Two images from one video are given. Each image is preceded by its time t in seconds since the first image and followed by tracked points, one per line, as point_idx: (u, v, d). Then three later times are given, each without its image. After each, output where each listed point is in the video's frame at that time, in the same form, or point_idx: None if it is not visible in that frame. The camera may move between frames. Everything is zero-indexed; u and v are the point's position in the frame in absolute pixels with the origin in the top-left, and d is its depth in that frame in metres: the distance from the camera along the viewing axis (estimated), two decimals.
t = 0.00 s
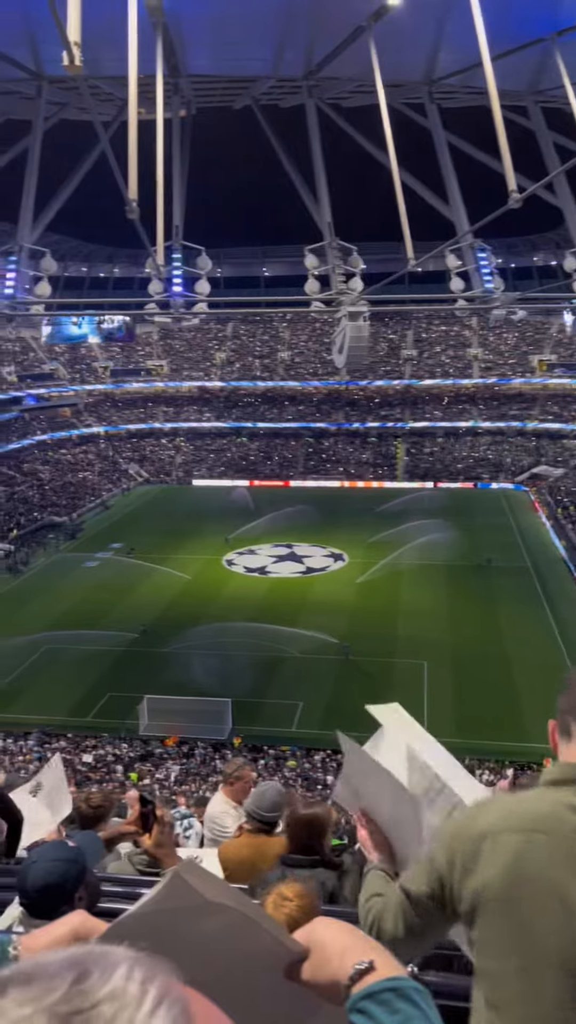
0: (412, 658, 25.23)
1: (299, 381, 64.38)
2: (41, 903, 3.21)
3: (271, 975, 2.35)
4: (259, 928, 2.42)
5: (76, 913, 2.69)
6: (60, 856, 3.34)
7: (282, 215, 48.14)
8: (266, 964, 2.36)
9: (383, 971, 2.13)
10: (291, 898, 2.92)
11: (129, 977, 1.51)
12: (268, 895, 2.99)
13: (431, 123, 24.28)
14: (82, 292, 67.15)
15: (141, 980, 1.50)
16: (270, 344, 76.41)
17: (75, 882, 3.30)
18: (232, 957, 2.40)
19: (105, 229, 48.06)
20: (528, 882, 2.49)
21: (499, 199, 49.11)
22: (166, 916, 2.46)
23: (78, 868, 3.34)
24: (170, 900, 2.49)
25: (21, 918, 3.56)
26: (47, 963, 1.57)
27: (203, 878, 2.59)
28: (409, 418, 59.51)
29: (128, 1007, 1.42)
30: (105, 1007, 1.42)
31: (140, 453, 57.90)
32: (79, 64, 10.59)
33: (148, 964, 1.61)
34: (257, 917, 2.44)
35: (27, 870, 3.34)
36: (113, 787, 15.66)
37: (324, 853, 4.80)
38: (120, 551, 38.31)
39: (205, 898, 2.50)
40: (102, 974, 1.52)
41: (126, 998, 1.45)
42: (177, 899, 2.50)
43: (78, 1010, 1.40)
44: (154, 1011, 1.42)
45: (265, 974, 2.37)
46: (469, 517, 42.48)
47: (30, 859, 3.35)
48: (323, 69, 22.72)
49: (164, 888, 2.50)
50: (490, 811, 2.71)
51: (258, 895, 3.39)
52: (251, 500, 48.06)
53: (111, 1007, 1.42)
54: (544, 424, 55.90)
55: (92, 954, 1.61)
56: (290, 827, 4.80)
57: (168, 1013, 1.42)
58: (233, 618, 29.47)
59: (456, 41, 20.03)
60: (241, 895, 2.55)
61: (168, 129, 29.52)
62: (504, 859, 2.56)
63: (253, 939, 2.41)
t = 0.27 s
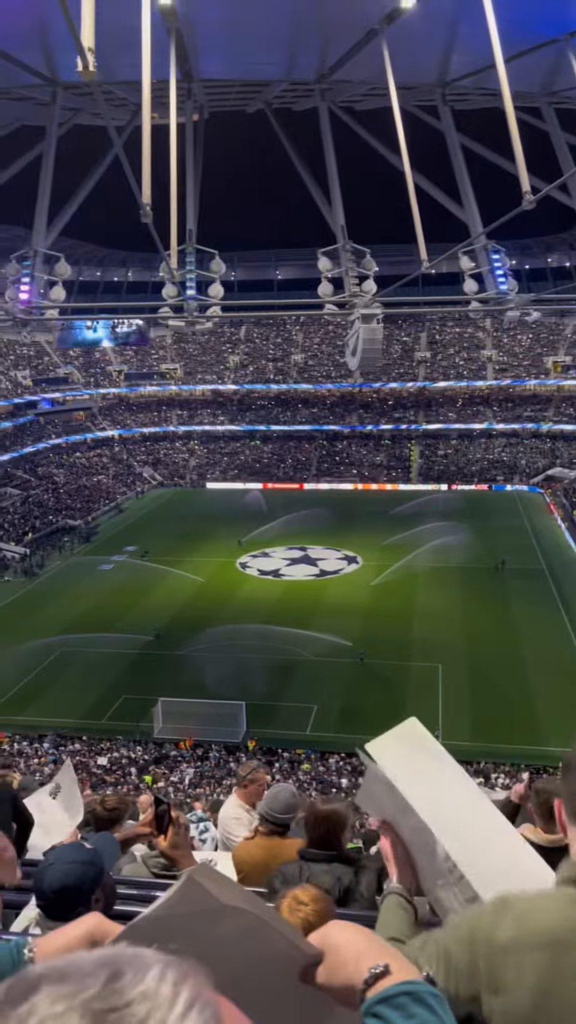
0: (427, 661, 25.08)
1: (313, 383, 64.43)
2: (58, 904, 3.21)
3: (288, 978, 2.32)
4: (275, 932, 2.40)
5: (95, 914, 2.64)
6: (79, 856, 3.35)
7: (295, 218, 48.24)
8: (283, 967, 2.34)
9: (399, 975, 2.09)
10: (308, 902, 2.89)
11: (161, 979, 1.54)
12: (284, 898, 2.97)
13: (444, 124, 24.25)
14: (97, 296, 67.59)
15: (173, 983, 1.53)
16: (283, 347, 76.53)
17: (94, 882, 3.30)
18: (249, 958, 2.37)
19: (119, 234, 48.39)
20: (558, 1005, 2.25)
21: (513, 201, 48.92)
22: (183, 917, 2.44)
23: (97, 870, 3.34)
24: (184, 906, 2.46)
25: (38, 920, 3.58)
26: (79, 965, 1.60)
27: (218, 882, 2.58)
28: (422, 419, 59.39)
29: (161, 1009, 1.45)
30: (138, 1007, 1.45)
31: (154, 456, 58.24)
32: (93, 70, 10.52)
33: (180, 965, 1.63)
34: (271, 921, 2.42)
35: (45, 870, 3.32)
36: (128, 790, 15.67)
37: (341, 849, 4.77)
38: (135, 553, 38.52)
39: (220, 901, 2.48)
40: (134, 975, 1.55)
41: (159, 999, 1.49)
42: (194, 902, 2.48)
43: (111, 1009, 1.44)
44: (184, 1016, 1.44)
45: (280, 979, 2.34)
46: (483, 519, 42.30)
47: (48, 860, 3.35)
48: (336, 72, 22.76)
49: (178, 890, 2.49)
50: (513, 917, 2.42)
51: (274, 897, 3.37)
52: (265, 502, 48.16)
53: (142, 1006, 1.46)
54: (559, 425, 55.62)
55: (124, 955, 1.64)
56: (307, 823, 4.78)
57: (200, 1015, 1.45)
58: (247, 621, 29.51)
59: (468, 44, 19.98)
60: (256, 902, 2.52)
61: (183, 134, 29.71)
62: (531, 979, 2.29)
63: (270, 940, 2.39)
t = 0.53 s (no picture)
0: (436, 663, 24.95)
1: (321, 386, 64.43)
2: (69, 908, 3.20)
3: (299, 981, 2.30)
4: (286, 934, 2.40)
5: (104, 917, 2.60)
6: (91, 860, 3.35)
7: (303, 221, 48.29)
8: (294, 969, 2.32)
9: (411, 977, 2.06)
10: (318, 904, 2.87)
11: (186, 975, 1.55)
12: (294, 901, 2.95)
13: (452, 126, 24.18)
14: (106, 300, 67.85)
15: (197, 979, 1.53)
16: (292, 350, 76.60)
17: (106, 885, 3.30)
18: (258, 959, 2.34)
19: (128, 238, 48.54)
20: None
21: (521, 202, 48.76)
22: (194, 920, 2.43)
23: (108, 873, 3.34)
24: (195, 906, 2.46)
25: (49, 922, 3.59)
26: (102, 961, 1.60)
27: (228, 885, 2.56)
28: (431, 422, 59.28)
29: (183, 1003, 1.45)
30: (164, 1002, 1.45)
31: (163, 459, 58.36)
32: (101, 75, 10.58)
33: (204, 965, 1.63)
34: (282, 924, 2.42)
35: (58, 873, 3.31)
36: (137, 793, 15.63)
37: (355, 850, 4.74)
38: (144, 556, 38.56)
39: (230, 903, 2.47)
40: (157, 972, 1.55)
41: (180, 994, 1.49)
42: (206, 904, 2.47)
43: (135, 1007, 1.43)
44: (209, 1011, 1.44)
45: (291, 980, 2.31)
46: (493, 522, 42.14)
47: (60, 863, 3.36)
48: (344, 75, 22.77)
49: (187, 894, 2.50)
50: None
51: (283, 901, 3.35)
52: (274, 506, 48.16)
53: (167, 1000, 1.46)
54: (569, 427, 55.36)
55: (144, 953, 1.64)
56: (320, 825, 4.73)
57: (223, 1012, 1.45)
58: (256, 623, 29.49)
59: (476, 46, 19.91)
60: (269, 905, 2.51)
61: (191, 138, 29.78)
62: None
63: (279, 942, 2.38)
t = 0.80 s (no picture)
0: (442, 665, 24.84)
1: (326, 388, 64.41)
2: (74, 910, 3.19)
3: (305, 981, 2.30)
4: (289, 935, 2.38)
5: (109, 918, 2.58)
6: (96, 863, 3.34)
7: (307, 223, 48.34)
8: (299, 970, 2.31)
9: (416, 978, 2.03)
10: (324, 906, 2.86)
11: (189, 978, 1.54)
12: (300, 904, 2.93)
13: (455, 126, 24.13)
14: (111, 303, 67.99)
15: (202, 982, 1.52)
16: (296, 352, 76.64)
17: (112, 886, 3.30)
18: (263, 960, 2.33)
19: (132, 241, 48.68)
20: None
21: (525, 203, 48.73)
22: (199, 920, 2.42)
23: (113, 875, 3.34)
24: (200, 906, 2.45)
25: (54, 925, 3.58)
26: (108, 962, 1.60)
27: (233, 885, 2.55)
28: (436, 422, 59.21)
29: (187, 1006, 1.45)
30: (169, 1003, 1.45)
31: (168, 461, 58.49)
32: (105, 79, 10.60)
33: (207, 966, 1.63)
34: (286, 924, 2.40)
35: (64, 876, 3.30)
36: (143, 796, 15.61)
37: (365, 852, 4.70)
38: (150, 559, 38.60)
39: (232, 902, 2.45)
40: (163, 973, 1.54)
41: (186, 997, 1.48)
42: (208, 905, 2.46)
43: (140, 1008, 1.42)
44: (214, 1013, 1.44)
45: (296, 981, 2.31)
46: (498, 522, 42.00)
47: (66, 865, 3.35)
48: (347, 77, 22.78)
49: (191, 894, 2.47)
50: None
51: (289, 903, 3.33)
52: (279, 508, 48.16)
53: (172, 1003, 1.46)
54: (574, 428, 55.22)
55: (150, 955, 1.63)
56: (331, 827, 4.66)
57: (228, 1015, 1.44)
58: (262, 624, 29.47)
59: (480, 46, 19.87)
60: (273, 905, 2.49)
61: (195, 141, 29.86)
62: None
63: (284, 941, 2.37)
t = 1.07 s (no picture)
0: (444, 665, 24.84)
1: (328, 388, 64.44)
2: (78, 913, 3.18)
3: (308, 981, 2.29)
4: (293, 934, 2.37)
5: (114, 918, 2.57)
6: (99, 866, 3.33)
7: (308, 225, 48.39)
8: (303, 971, 2.31)
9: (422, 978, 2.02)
10: (326, 908, 2.86)
11: (199, 974, 1.54)
12: (303, 905, 2.93)
13: (456, 127, 24.13)
14: (113, 305, 68.09)
15: (212, 980, 1.51)
16: (297, 353, 76.70)
17: (116, 889, 3.29)
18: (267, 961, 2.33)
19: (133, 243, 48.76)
20: None
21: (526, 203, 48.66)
22: (204, 921, 2.41)
23: (116, 876, 3.33)
24: (204, 907, 2.45)
25: (57, 927, 3.57)
26: (119, 958, 1.60)
27: (238, 887, 2.55)
28: (437, 422, 59.23)
29: (199, 1002, 1.44)
30: (180, 998, 1.45)
31: (169, 462, 58.52)
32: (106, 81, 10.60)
33: (217, 963, 1.62)
34: (290, 924, 2.39)
35: (68, 880, 3.30)
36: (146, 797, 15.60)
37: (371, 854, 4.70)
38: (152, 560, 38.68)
39: (236, 902, 2.45)
40: (174, 970, 1.54)
41: (197, 993, 1.47)
42: (213, 904, 2.47)
43: (151, 1003, 1.43)
44: (223, 1009, 1.44)
45: (299, 981, 2.31)
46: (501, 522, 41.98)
47: (69, 869, 3.35)
48: (347, 77, 22.79)
49: (196, 894, 2.48)
50: None
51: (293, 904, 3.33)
52: (281, 508, 48.18)
53: (184, 997, 1.46)
54: None
55: (161, 953, 1.63)
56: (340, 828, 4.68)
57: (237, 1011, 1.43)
58: (264, 625, 29.43)
59: (480, 46, 19.86)
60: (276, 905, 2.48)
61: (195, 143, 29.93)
62: None
63: (287, 940, 2.36)
